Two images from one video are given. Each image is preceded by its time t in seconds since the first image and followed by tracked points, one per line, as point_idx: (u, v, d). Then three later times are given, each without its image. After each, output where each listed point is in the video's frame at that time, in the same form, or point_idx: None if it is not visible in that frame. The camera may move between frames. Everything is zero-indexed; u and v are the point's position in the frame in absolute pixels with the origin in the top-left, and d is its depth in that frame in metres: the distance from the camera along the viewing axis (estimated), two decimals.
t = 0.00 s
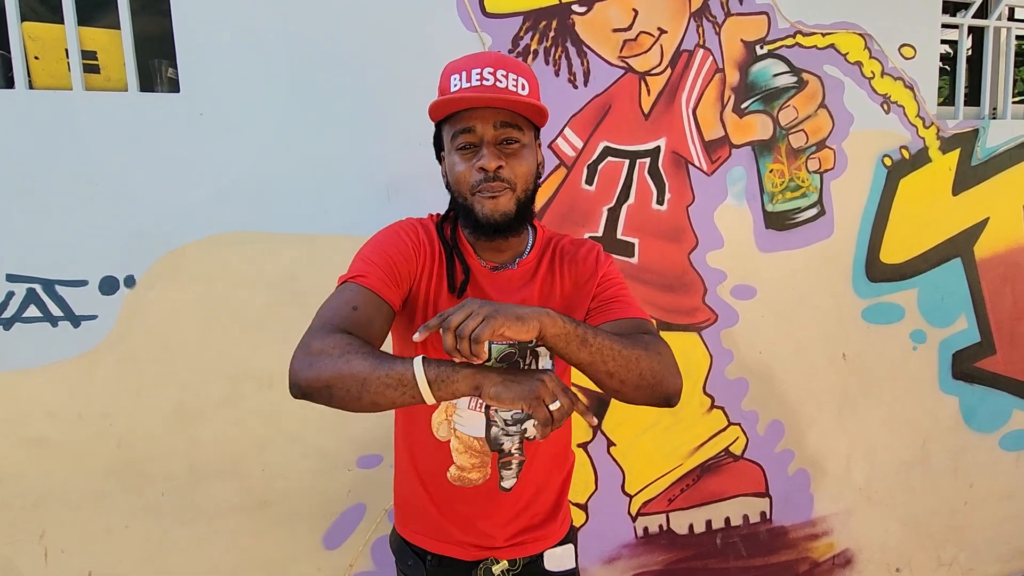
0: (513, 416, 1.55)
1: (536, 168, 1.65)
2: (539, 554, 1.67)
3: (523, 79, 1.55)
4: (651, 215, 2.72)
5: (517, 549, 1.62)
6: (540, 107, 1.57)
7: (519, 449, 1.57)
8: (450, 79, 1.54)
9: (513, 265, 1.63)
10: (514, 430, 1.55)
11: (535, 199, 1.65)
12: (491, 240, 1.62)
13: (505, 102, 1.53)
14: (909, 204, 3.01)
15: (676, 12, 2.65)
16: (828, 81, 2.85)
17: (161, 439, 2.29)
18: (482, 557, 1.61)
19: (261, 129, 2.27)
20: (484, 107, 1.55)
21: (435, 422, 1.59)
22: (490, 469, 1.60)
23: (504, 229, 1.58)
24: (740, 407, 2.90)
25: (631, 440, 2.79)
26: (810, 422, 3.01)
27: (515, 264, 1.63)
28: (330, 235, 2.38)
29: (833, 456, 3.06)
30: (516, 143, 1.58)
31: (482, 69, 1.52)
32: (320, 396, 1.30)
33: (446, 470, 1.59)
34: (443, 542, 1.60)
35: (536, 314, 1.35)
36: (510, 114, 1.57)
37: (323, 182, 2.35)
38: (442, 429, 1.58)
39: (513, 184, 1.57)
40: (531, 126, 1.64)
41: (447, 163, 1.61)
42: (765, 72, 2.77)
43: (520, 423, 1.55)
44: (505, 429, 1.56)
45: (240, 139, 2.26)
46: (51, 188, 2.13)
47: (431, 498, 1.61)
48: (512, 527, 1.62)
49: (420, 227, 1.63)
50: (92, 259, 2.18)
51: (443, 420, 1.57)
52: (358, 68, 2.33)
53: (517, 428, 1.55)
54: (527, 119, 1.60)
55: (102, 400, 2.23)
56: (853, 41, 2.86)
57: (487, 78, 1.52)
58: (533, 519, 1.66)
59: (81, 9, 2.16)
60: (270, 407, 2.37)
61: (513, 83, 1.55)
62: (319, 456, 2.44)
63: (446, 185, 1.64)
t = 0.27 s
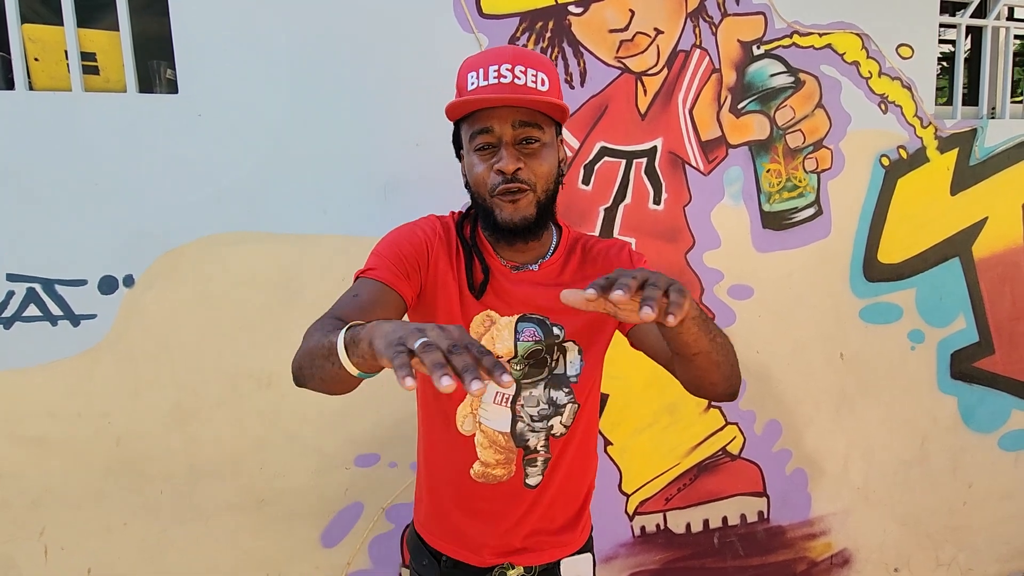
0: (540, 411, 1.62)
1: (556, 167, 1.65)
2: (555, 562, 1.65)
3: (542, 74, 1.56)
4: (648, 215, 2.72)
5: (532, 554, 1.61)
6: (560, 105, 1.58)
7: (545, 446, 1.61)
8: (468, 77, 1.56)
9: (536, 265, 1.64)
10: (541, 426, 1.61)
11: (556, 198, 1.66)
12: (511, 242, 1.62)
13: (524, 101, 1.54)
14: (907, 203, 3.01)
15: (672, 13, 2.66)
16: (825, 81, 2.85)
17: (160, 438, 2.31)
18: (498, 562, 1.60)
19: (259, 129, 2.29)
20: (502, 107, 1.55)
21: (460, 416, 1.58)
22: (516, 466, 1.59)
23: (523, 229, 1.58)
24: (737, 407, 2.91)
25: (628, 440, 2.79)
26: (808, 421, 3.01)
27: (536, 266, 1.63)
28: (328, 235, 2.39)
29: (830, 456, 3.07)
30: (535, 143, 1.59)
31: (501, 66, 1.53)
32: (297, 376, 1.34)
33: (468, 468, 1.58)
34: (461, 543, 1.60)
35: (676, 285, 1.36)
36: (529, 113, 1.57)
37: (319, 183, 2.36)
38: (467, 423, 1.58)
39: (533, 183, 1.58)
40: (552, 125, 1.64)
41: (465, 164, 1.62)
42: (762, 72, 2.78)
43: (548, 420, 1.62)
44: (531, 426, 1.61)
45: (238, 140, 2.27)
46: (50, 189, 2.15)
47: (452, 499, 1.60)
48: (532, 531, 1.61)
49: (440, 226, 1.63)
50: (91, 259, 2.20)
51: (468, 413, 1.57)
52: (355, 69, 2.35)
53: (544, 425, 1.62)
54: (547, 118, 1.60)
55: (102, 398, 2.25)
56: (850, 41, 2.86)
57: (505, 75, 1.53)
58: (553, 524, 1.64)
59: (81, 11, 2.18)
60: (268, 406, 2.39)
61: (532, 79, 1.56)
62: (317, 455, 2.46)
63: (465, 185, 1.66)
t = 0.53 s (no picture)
0: (546, 419, 1.63)
1: (564, 162, 1.65)
2: (563, 563, 1.66)
3: (551, 68, 1.55)
4: (647, 214, 2.73)
5: (540, 556, 1.62)
6: (569, 98, 1.57)
7: (550, 454, 1.63)
8: (476, 72, 1.54)
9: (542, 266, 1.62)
10: (546, 434, 1.62)
11: (563, 194, 1.66)
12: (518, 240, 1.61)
13: (532, 95, 1.54)
14: (908, 202, 3.00)
15: (671, 12, 2.66)
16: (824, 80, 2.85)
17: (161, 435, 2.33)
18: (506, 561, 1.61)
19: (259, 129, 2.30)
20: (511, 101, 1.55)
21: (466, 421, 1.57)
22: (521, 473, 1.61)
23: (529, 227, 1.58)
24: (737, 406, 2.91)
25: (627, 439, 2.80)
26: (808, 420, 3.01)
27: (543, 266, 1.62)
28: (327, 235, 2.41)
29: (831, 455, 3.06)
30: (543, 138, 1.59)
31: (509, 60, 1.52)
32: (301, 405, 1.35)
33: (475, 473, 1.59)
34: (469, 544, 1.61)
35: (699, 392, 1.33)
36: (537, 108, 1.57)
37: (319, 182, 2.38)
38: (473, 428, 1.58)
39: (541, 180, 1.59)
40: (561, 119, 1.64)
41: (473, 159, 1.63)
42: (762, 71, 2.78)
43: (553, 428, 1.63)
44: (537, 433, 1.62)
45: (238, 140, 2.29)
46: (53, 189, 2.17)
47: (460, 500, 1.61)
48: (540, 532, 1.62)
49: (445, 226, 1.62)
50: (94, 258, 2.22)
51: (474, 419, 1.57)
52: (354, 69, 2.36)
53: (550, 433, 1.63)
54: (555, 112, 1.60)
55: (104, 396, 2.27)
56: (850, 40, 2.86)
57: (514, 69, 1.52)
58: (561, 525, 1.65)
59: (83, 12, 2.20)
60: (268, 404, 2.40)
61: (542, 73, 1.55)
62: (317, 452, 2.47)
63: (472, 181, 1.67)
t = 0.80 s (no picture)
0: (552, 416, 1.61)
1: (570, 157, 1.66)
2: (571, 562, 1.65)
3: (556, 64, 1.55)
4: (649, 213, 2.73)
5: (548, 555, 1.61)
6: (574, 92, 1.58)
7: (556, 451, 1.62)
8: (482, 68, 1.54)
9: (550, 262, 1.61)
10: (552, 431, 1.61)
11: (570, 187, 1.67)
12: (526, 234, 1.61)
13: (537, 89, 1.55)
14: (912, 200, 2.99)
15: (673, 11, 2.66)
16: (827, 78, 2.84)
17: (166, 434, 2.35)
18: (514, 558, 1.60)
19: (262, 130, 2.32)
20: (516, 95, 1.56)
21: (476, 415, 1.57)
22: (529, 469, 1.59)
23: (536, 221, 1.57)
24: (739, 405, 2.91)
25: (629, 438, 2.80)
26: (811, 419, 3.00)
27: (551, 262, 1.61)
28: (330, 235, 2.42)
29: (834, 454, 3.05)
30: (549, 132, 1.60)
31: (514, 56, 1.52)
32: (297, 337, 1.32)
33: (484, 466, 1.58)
34: (478, 539, 1.60)
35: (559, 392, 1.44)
36: (542, 102, 1.58)
37: (321, 183, 2.40)
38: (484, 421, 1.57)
39: (547, 172, 1.59)
40: (565, 114, 1.65)
41: (479, 154, 1.63)
42: (764, 70, 2.77)
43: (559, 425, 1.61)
44: (544, 430, 1.61)
45: (242, 141, 2.31)
46: (60, 190, 2.20)
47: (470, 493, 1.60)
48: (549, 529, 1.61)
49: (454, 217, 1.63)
50: (99, 258, 2.25)
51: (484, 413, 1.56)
52: (356, 70, 2.38)
53: (557, 430, 1.61)
54: (560, 106, 1.61)
55: (109, 394, 2.29)
56: (853, 38, 2.85)
57: (519, 65, 1.52)
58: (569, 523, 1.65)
59: (88, 15, 2.23)
60: (271, 403, 2.42)
61: (546, 69, 1.54)
62: (320, 451, 2.49)
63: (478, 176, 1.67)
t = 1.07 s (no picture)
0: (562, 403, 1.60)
1: (582, 148, 1.64)
2: (584, 552, 1.65)
3: (567, 56, 1.54)
4: (656, 210, 2.72)
5: (562, 544, 1.61)
6: (586, 83, 1.58)
7: (566, 435, 1.62)
8: (494, 60, 1.54)
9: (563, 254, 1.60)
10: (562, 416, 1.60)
11: (582, 179, 1.64)
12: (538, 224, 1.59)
13: (549, 80, 1.54)
14: (923, 197, 2.96)
15: (680, 7, 2.65)
16: (837, 74, 2.82)
17: (176, 430, 2.37)
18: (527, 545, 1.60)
19: (270, 129, 2.34)
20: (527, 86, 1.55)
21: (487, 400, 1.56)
22: (539, 455, 1.59)
23: (549, 209, 1.55)
24: (748, 403, 2.89)
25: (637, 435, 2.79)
26: (821, 418, 2.98)
27: (562, 254, 1.60)
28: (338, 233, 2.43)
29: (844, 453, 3.03)
30: (561, 123, 1.57)
31: (526, 48, 1.52)
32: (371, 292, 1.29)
33: (494, 452, 1.57)
34: (491, 528, 1.59)
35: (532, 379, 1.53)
36: (554, 94, 1.56)
37: (329, 182, 2.41)
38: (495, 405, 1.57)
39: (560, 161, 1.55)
40: (576, 106, 1.64)
41: (490, 147, 1.60)
42: (773, 65, 2.75)
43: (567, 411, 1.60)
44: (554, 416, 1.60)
45: (250, 140, 2.32)
46: (71, 189, 2.22)
47: (480, 482, 1.59)
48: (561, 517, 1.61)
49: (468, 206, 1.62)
50: (110, 256, 2.27)
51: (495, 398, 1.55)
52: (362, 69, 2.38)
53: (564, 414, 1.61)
54: (571, 98, 1.60)
55: (120, 391, 2.31)
56: (862, 34, 2.83)
57: (531, 57, 1.52)
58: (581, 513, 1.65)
59: (99, 15, 2.25)
60: (280, 400, 2.44)
61: (558, 62, 1.54)
62: (328, 448, 2.50)
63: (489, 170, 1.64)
